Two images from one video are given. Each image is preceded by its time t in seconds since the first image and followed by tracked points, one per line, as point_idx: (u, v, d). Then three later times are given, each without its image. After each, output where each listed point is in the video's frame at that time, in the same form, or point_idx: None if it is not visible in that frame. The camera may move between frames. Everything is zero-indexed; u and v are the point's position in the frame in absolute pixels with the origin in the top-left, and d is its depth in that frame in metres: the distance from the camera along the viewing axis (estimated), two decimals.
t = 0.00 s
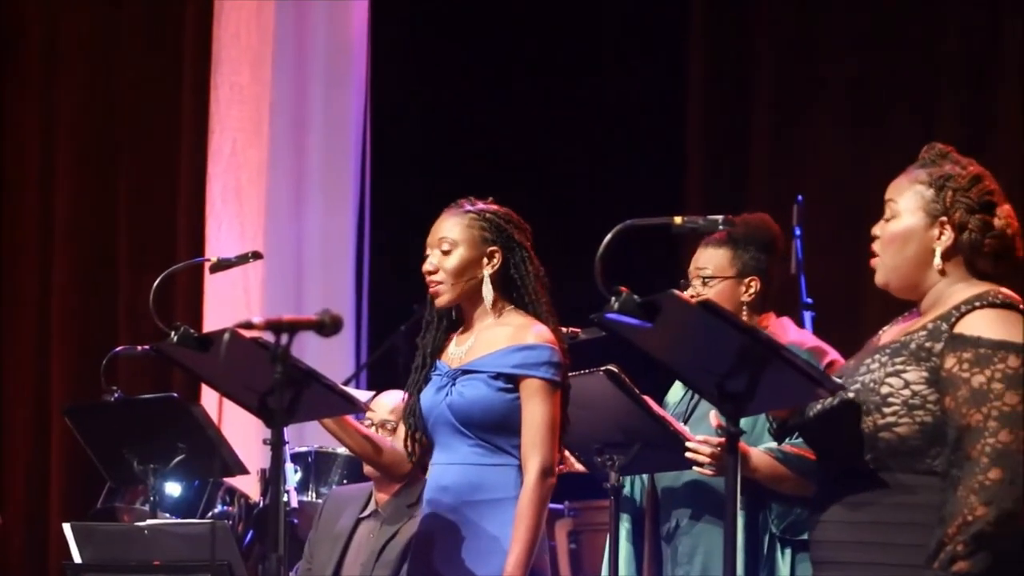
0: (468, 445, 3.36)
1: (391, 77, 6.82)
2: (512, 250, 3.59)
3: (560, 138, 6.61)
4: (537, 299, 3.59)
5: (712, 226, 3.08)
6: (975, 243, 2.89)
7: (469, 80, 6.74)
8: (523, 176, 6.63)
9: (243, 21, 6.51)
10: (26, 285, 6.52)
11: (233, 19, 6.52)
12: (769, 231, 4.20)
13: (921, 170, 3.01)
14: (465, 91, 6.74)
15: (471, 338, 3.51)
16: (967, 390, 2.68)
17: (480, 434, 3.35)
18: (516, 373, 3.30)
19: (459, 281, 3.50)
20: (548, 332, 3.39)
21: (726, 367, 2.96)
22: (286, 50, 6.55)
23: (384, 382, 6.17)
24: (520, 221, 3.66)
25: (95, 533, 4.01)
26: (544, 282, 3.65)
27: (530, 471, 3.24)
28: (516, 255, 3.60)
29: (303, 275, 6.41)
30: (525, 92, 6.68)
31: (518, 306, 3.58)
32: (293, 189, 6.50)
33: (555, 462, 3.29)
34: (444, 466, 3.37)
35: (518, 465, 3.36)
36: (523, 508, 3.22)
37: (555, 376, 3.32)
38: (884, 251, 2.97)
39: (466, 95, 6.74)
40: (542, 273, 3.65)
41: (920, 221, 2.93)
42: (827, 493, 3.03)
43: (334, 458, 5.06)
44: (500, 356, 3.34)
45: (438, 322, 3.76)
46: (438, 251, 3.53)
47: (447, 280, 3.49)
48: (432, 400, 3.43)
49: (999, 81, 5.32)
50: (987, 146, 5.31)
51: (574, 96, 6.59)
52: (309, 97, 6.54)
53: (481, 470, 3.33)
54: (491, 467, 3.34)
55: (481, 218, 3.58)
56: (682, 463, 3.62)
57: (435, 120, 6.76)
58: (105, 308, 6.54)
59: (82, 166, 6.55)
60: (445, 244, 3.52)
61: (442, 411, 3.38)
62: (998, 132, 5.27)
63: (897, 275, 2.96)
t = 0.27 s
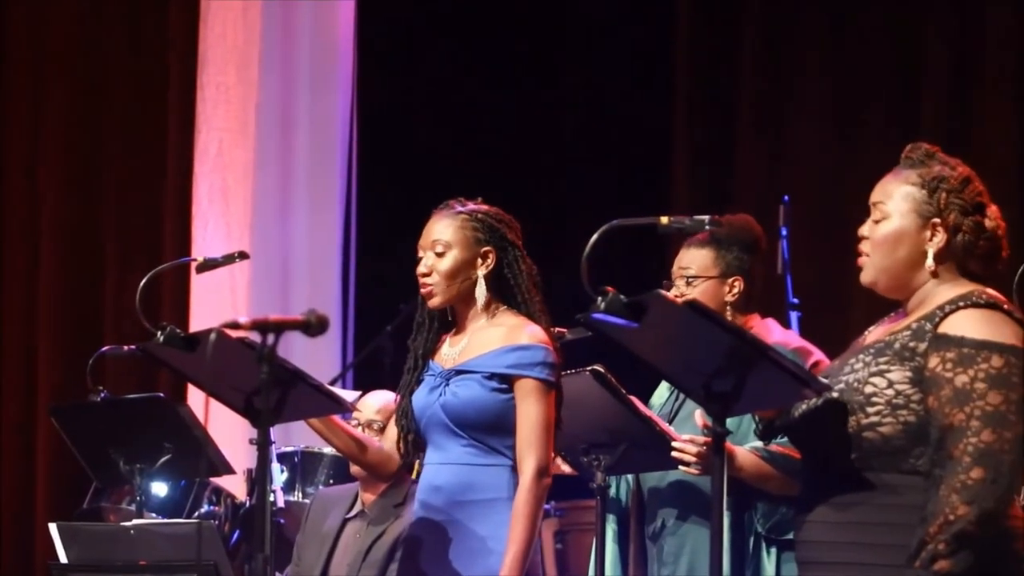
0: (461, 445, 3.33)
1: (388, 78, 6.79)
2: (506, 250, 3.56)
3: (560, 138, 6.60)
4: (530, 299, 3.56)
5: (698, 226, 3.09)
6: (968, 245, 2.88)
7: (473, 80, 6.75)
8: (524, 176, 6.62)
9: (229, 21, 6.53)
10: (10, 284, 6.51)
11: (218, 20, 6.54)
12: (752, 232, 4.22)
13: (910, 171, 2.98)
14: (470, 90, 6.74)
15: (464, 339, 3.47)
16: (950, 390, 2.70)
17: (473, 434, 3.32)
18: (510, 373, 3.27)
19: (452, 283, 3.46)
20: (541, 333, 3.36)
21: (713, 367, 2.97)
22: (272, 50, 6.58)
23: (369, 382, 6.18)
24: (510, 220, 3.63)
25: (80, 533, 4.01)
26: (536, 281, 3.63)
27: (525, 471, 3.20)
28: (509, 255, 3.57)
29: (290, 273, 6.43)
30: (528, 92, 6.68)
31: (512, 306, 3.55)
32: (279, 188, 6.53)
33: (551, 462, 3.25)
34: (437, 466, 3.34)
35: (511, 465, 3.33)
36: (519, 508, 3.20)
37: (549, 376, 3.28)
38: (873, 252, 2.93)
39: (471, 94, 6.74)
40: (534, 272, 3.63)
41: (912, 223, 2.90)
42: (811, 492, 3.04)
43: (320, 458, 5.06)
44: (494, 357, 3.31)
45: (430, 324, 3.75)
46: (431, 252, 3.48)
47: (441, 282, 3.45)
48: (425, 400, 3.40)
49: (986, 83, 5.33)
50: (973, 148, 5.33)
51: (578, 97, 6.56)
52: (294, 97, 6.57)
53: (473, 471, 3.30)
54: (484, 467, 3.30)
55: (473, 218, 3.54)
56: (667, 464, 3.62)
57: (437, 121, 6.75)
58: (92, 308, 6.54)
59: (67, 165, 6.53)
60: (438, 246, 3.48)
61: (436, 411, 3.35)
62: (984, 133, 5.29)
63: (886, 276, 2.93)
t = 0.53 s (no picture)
0: (448, 445, 3.32)
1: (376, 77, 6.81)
2: (496, 250, 3.55)
3: (560, 138, 6.62)
4: (520, 299, 3.55)
5: (683, 226, 3.08)
6: (952, 247, 2.89)
7: (469, 80, 6.75)
8: (521, 177, 6.63)
9: (214, 21, 6.49)
10: None
11: (204, 19, 6.49)
12: (738, 232, 4.22)
13: (896, 171, 2.98)
14: (467, 91, 6.75)
15: (454, 338, 3.46)
16: (935, 391, 2.70)
17: (461, 434, 3.31)
18: (499, 373, 3.26)
19: (444, 282, 3.45)
20: (530, 333, 3.36)
21: (698, 368, 2.97)
22: (258, 49, 6.53)
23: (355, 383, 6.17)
24: (502, 221, 3.62)
25: (66, 534, 3.99)
26: (527, 282, 3.62)
27: (515, 471, 3.19)
28: (499, 255, 3.55)
29: (276, 274, 6.40)
30: (526, 92, 6.67)
31: (501, 306, 3.54)
32: (265, 188, 6.48)
33: (539, 462, 3.24)
34: (425, 466, 3.33)
35: (499, 465, 3.32)
36: (508, 507, 3.19)
37: (537, 376, 3.27)
38: (859, 253, 2.94)
39: (468, 94, 6.74)
40: (524, 272, 3.61)
41: (897, 224, 2.90)
42: (795, 492, 3.03)
43: (305, 459, 5.05)
44: (483, 356, 3.30)
45: (419, 323, 3.74)
46: (422, 250, 3.48)
47: (432, 280, 3.44)
48: (413, 400, 3.39)
49: (972, 86, 5.35)
50: (958, 150, 5.35)
51: (575, 97, 6.57)
52: (280, 98, 6.52)
53: (460, 471, 3.29)
54: (471, 467, 3.29)
55: (465, 218, 3.53)
56: (653, 464, 3.62)
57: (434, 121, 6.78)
58: (77, 308, 6.50)
59: (52, 165, 6.50)
60: (429, 244, 3.47)
61: (424, 411, 3.33)
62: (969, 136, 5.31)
63: (871, 277, 2.93)
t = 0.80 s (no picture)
0: (435, 445, 3.30)
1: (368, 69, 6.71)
2: (483, 250, 3.53)
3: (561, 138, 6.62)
4: (505, 300, 3.53)
5: (668, 227, 3.06)
6: (934, 248, 2.87)
7: (470, 80, 6.75)
8: (523, 177, 6.64)
9: (199, 21, 6.46)
10: None
11: (189, 20, 6.46)
12: (724, 232, 4.21)
13: (880, 171, 2.97)
14: (468, 90, 6.75)
15: (440, 338, 3.45)
16: (919, 392, 2.69)
17: (448, 434, 3.29)
18: (484, 373, 3.24)
19: (428, 280, 3.44)
20: (516, 333, 3.34)
21: (682, 368, 2.96)
22: (242, 50, 6.49)
23: (338, 383, 6.15)
24: (489, 221, 3.60)
25: (50, 533, 3.97)
26: (513, 283, 3.60)
27: (498, 470, 3.18)
28: (485, 255, 3.53)
29: (260, 275, 6.34)
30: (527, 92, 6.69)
31: (486, 306, 3.52)
32: (249, 188, 6.43)
33: (523, 462, 3.23)
34: (412, 466, 3.32)
35: (485, 465, 3.30)
36: (491, 507, 3.17)
37: (522, 376, 3.25)
38: (841, 252, 2.93)
39: (469, 94, 6.74)
40: (510, 274, 3.59)
41: (879, 224, 2.90)
42: (778, 492, 3.02)
43: (290, 459, 5.03)
44: (469, 356, 3.28)
45: (406, 323, 3.71)
46: (408, 248, 3.47)
47: (417, 278, 3.43)
48: (400, 401, 3.37)
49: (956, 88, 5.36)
50: (942, 152, 5.36)
51: (576, 97, 6.58)
52: (264, 98, 6.48)
53: (446, 471, 3.27)
54: (457, 467, 3.28)
55: (452, 218, 3.52)
56: (637, 464, 3.61)
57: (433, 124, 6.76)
58: (60, 308, 6.44)
59: (35, 163, 6.45)
60: (415, 242, 3.46)
61: (410, 412, 3.32)
62: (952, 138, 5.32)
63: (854, 277, 2.93)
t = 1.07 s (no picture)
0: (422, 445, 3.30)
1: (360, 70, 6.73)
2: (465, 250, 3.53)
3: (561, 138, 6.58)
4: (489, 299, 3.53)
5: (653, 226, 3.04)
6: (919, 248, 2.88)
7: (469, 80, 6.74)
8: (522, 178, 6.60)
9: (184, 21, 6.41)
10: None
11: (174, 20, 6.41)
12: (709, 232, 4.20)
13: (862, 171, 2.97)
14: (467, 91, 6.73)
15: (425, 340, 3.43)
16: (903, 393, 2.69)
17: (435, 435, 3.28)
18: (470, 373, 3.23)
19: (411, 279, 3.43)
20: (501, 332, 3.33)
21: (667, 367, 2.95)
22: (227, 51, 6.45)
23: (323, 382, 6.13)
24: (470, 221, 3.60)
25: (35, 533, 3.95)
26: (495, 282, 3.59)
27: (484, 470, 3.17)
28: (468, 255, 3.53)
29: (245, 276, 6.32)
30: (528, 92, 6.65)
31: (470, 306, 3.51)
32: (234, 188, 6.40)
33: (510, 462, 3.22)
34: (401, 466, 3.31)
35: (474, 465, 3.28)
36: (478, 506, 3.17)
37: (508, 375, 3.25)
38: (826, 253, 2.92)
39: (468, 94, 6.73)
40: (493, 273, 3.59)
41: (863, 224, 2.89)
42: (763, 493, 3.02)
43: (275, 458, 5.01)
44: (454, 356, 3.27)
45: (390, 325, 3.70)
46: (390, 249, 3.46)
47: (400, 278, 3.42)
48: (386, 403, 3.36)
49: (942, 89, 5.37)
50: (927, 151, 5.36)
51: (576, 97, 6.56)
52: (250, 100, 6.44)
53: (432, 471, 3.26)
54: (445, 467, 3.27)
55: (433, 218, 3.51)
56: (622, 464, 3.61)
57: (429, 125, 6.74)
58: (44, 307, 6.42)
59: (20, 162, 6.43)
60: (397, 243, 3.45)
61: (397, 413, 3.31)
62: (939, 138, 5.33)
63: (839, 278, 2.92)
